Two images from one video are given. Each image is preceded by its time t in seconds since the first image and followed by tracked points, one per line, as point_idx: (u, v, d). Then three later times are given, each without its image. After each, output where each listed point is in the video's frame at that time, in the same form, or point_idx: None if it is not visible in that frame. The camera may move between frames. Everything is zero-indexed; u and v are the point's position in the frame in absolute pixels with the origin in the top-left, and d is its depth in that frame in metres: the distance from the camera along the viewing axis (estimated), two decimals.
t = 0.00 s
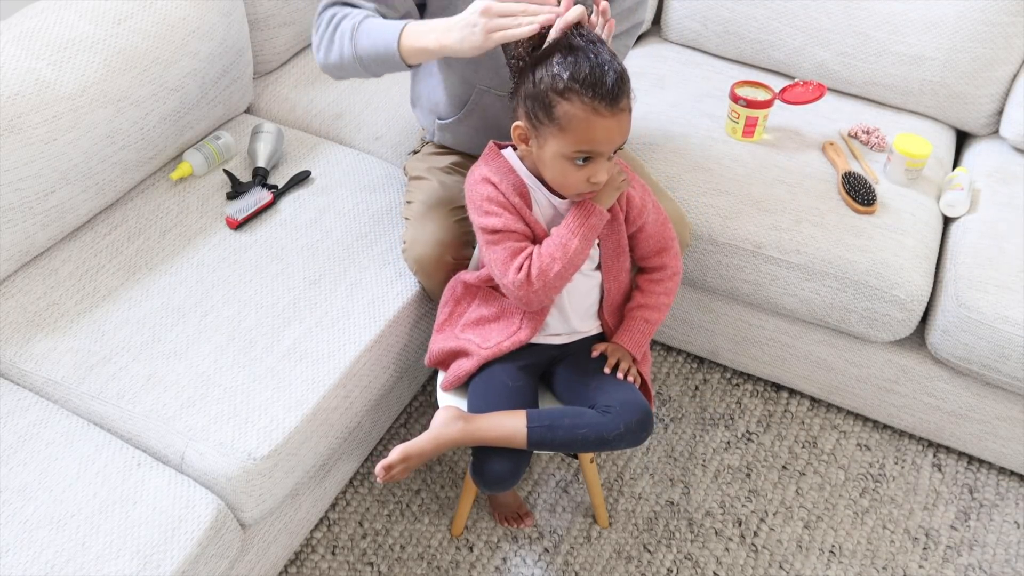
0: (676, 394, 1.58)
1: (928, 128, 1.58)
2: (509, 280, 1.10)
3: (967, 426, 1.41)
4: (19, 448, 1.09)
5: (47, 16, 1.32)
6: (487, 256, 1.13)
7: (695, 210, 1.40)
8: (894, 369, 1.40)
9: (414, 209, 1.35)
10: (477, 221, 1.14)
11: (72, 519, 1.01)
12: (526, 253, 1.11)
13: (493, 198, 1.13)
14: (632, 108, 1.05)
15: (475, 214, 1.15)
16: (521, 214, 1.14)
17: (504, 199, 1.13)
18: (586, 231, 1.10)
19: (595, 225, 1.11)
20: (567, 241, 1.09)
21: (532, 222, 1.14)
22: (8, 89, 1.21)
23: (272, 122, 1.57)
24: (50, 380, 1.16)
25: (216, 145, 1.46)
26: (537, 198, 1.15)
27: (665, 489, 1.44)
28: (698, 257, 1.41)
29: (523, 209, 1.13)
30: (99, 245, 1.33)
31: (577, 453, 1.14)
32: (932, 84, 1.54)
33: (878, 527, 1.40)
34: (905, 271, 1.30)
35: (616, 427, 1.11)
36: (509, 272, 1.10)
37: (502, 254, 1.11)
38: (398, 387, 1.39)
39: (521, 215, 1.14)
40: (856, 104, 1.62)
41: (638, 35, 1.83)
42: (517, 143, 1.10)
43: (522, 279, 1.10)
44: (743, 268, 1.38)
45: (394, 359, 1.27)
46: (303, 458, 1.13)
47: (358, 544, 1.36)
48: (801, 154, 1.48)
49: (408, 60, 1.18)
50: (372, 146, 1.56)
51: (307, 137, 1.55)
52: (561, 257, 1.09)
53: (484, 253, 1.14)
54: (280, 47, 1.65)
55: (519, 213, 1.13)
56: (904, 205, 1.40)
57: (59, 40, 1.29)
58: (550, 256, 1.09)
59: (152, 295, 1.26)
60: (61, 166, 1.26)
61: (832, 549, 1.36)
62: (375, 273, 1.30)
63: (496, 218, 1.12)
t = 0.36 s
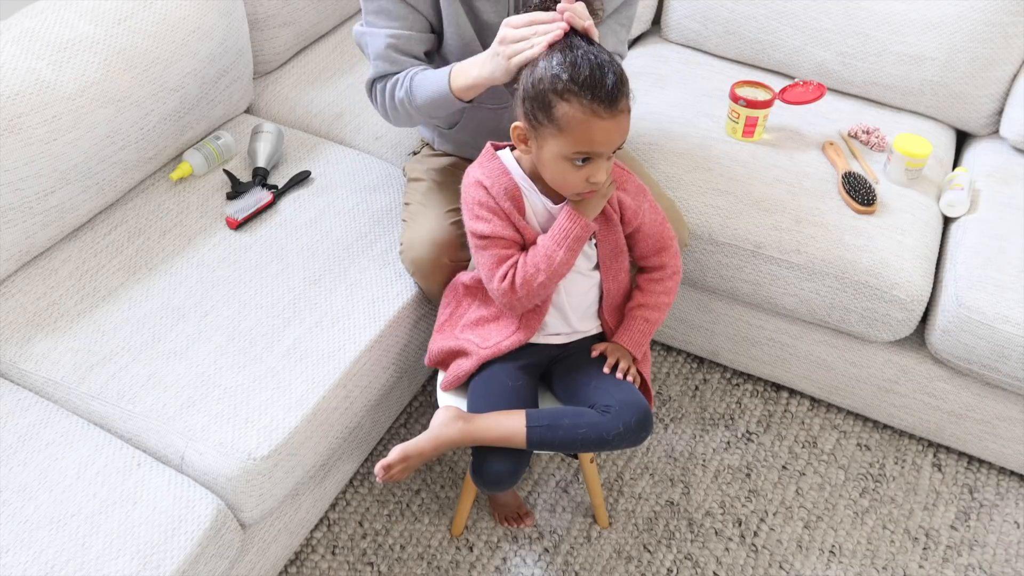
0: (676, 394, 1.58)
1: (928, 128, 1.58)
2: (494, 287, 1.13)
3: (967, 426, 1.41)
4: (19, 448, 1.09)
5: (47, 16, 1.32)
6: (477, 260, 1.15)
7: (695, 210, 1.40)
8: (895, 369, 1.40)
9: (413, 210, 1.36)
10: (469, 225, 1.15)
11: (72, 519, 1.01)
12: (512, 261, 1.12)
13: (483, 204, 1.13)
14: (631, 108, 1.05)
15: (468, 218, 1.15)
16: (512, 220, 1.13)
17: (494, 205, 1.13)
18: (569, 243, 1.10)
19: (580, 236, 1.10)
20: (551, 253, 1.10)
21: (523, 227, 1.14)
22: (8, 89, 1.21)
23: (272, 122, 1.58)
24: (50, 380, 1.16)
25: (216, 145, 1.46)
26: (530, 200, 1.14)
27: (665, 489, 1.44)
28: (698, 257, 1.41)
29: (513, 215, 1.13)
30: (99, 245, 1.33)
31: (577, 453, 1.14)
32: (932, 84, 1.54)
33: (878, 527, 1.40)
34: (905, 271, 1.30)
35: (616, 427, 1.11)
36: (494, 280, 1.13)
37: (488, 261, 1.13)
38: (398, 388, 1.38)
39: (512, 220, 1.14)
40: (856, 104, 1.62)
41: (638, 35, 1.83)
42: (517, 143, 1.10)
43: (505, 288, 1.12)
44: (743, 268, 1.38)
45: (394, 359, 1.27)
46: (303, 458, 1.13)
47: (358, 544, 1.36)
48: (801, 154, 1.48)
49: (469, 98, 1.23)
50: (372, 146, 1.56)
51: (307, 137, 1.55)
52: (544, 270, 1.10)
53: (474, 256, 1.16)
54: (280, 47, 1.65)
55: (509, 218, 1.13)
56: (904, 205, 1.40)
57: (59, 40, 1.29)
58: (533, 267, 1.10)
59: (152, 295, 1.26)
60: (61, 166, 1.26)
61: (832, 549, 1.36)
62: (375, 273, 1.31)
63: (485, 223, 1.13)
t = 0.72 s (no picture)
0: (676, 394, 1.58)
1: (928, 128, 1.58)
2: (507, 280, 1.12)
3: (967, 426, 1.41)
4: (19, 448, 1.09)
5: (47, 16, 1.32)
6: (485, 255, 1.14)
7: (695, 210, 1.40)
8: (894, 369, 1.40)
9: (410, 212, 1.36)
10: (475, 220, 1.14)
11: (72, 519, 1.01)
12: (524, 253, 1.12)
13: (491, 197, 1.13)
14: (629, 108, 1.05)
15: (474, 213, 1.15)
16: (520, 213, 1.14)
17: (502, 198, 1.13)
18: (584, 232, 1.11)
19: (593, 225, 1.12)
20: (567, 243, 1.11)
21: (531, 220, 1.14)
22: (8, 89, 1.21)
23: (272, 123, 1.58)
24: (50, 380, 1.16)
25: (216, 145, 1.46)
26: (535, 194, 1.14)
27: (665, 489, 1.44)
28: (698, 257, 1.41)
29: (521, 208, 1.13)
30: (99, 245, 1.33)
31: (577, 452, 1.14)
32: (932, 84, 1.54)
33: (878, 527, 1.40)
34: (905, 271, 1.30)
35: (615, 427, 1.12)
36: (508, 273, 1.12)
37: (500, 254, 1.13)
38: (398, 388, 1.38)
39: (520, 213, 1.14)
40: (856, 104, 1.62)
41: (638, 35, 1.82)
42: (516, 142, 1.10)
43: (521, 279, 1.11)
44: (743, 268, 1.38)
45: (394, 359, 1.28)
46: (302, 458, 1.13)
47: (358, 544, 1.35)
48: (801, 154, 1.49)
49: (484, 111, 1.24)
50: (372, 146, 1.56)
51: (307, 137, 1.55)
52: (558, 259, 1.11)
53: (481, 252, 1.15)
54: (280, 48, 1.65)
55: (517, 212, 1.13)
56: (904, 205, 1.40)
57: (60, 40, 1.29)
58: (550, 256, 1.11)
59: (151, 295, 1.26)
60: (61, 166, 1.25)
61: (832, 549, 1.36)
62: (375, 273, 1.31)
63: (493, 218, 1.13)
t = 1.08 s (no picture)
0: (676, 394, 1.58)
1: (928, 128, 1.58)
2: (541, 274, 1.11)
3: (967, 426, 1.42)
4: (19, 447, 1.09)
5: (47, 16, 1.32)
6: (509, 255, 1.12)
7: (695, 209, 1.40)
8: (894, 369, 1.40)
9: (409, 212, 1.36)
10: (495, 221, 1.12)
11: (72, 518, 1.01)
12: (553, 246, 1.12)
13: (513, 194, 1.11)
14: (633, 105, 1.04)
15: (490, 213, 1.12)
16: (539, 208, 1.13)
17: (523, 194, 1.12)
18: (614, 219, 1.13)
19: (622, 214, 1.14)
20: (599, 232, 1.12)
21: (550, 215, 1.14)
22: (7, 90, 1.21)
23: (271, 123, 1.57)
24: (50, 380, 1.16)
25: (216, 145, 1.46)
26: (547, 191, 1.14)
27: (664, 489, 1.44)
28: (698, 257, 1.40)
29: (541, 203, 1.13)
30: (99, 245, 1.33)
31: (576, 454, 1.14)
32: (932, 84, 1.54)
33: (878, 527, 1.40)
34: (905, 271, 1.30)
35: (615, 428, 1.12)
36: (540, 267, 1.11)
37: (528, 251, 1.11)
38: (398, 388, 1.38)
39: (540, 209, 1.13)
40: (856, 104, 1.62)
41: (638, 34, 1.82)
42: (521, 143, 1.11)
43: (556, 271, 1.11)
44: (743, 268, 1.38)
45: (394, 360, 1.28)
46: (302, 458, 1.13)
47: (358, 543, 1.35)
48: (801, 154, 1.49)
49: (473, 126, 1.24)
50: (372, 146, 1.56)
51: (307, 137, 1.55)
52: (592, 250, 1.12)
53: (503, 252, 1.12)
54: (280, 47, 1.65)
55: (537, 208, 1.13)
56: (904, 205, 1.40)
57: (60, 40, 1.29)
58: (582, 246, 1.12)
59: (151, 295, 1.26)
60: (61, 166, 1.25)
61: (832, 549, 1.36)
62: (375, 274, 1.31)
63: (516, 216, 1.11)
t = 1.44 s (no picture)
0: (676, 394, 1.58)
1: (928, 128, 1.58)
2: (533, 274, 1.11)
3: (967, 426, 1.41)
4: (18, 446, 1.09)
5: (47, 16, 1.32)
6: (503, 254, 1.12)
7: (695, 209, 1.40)
8: (894, 369, 1.40)
9: (408, 212, 1.36)
10: (488, 220, 1.12)
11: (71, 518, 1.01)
12: (547, 246, 1.11)
13: (506, 194, 1.12)
14: (629, 107, 1.04)
15: (484, 212, 1.13)
16: (532, 208, 1.13)
17: (517, 194, 1.12)
18: (607, 221, 1.13)
19: (616, 217, 1.14)
20: (593, 233, 1.12)
21: (544, 216, 1.14)
22: (8, 89, 1.21)
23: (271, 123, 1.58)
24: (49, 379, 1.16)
25: (216, 145, 1.46)
26: (541, 191, 1.14)
27: (665, 489, 1.43)
28: (698, 257, 1.40)
29: (535, 203, 1.13)
30: (99, 246, 1.33)
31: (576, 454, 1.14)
32: (932, 84, 1.54)
33: (878, 527, 1.40)
34: (905, 271, 1.30)
35: (614, 428, 1.12)
36: (533, 266, 1.11)
37: (521, 250, 1.11)
38: (398, 388, 1.38)
39: (534, 209, 1.13)
40: (856, 104, 1.62)
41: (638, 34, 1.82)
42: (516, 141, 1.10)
43: (549, 270, 1.10)
44: (743, 268, 1.37)
45: (394, 360, 1.28)
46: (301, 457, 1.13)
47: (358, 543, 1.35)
48: (801, 154, 1.49)
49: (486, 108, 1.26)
50: (372, 146, 1.56)
51: (307, 137, 1.55)
52: (586, 250, 1.11)
53: (498, 251, 1.13)
54: (280, 47, 1.65)
55: (531, 207, 1.13)
56: (904, 205, 1.40)
57: (60, 40, 1.29)
58: (576, 246, 1.11)
59: (151, 295, 1.26)
60: (61, 166, 1.25)
61: (832, 549, 1.36)
62: (375, 274, 1.31)
63: (510, 215, 1.11)
